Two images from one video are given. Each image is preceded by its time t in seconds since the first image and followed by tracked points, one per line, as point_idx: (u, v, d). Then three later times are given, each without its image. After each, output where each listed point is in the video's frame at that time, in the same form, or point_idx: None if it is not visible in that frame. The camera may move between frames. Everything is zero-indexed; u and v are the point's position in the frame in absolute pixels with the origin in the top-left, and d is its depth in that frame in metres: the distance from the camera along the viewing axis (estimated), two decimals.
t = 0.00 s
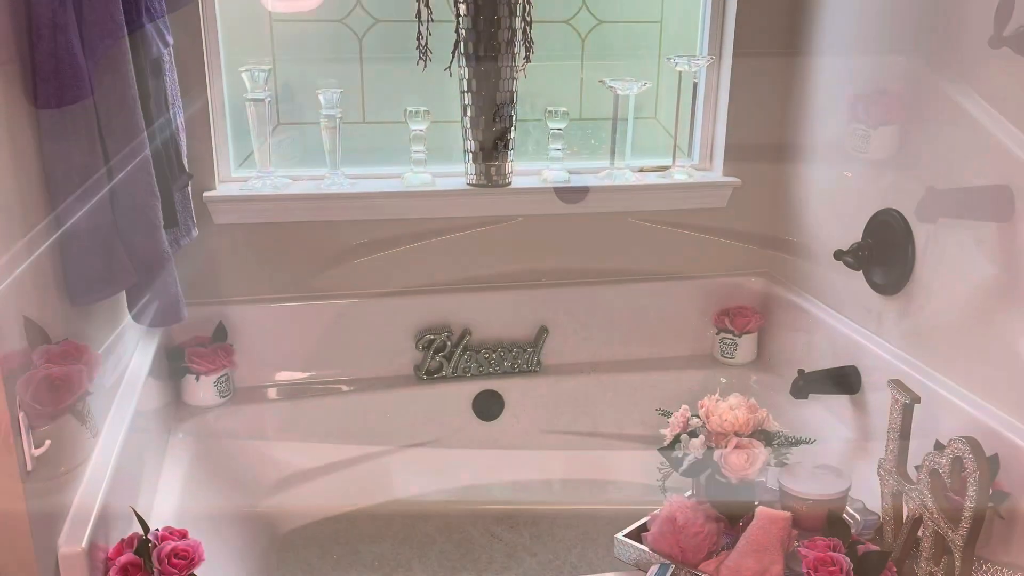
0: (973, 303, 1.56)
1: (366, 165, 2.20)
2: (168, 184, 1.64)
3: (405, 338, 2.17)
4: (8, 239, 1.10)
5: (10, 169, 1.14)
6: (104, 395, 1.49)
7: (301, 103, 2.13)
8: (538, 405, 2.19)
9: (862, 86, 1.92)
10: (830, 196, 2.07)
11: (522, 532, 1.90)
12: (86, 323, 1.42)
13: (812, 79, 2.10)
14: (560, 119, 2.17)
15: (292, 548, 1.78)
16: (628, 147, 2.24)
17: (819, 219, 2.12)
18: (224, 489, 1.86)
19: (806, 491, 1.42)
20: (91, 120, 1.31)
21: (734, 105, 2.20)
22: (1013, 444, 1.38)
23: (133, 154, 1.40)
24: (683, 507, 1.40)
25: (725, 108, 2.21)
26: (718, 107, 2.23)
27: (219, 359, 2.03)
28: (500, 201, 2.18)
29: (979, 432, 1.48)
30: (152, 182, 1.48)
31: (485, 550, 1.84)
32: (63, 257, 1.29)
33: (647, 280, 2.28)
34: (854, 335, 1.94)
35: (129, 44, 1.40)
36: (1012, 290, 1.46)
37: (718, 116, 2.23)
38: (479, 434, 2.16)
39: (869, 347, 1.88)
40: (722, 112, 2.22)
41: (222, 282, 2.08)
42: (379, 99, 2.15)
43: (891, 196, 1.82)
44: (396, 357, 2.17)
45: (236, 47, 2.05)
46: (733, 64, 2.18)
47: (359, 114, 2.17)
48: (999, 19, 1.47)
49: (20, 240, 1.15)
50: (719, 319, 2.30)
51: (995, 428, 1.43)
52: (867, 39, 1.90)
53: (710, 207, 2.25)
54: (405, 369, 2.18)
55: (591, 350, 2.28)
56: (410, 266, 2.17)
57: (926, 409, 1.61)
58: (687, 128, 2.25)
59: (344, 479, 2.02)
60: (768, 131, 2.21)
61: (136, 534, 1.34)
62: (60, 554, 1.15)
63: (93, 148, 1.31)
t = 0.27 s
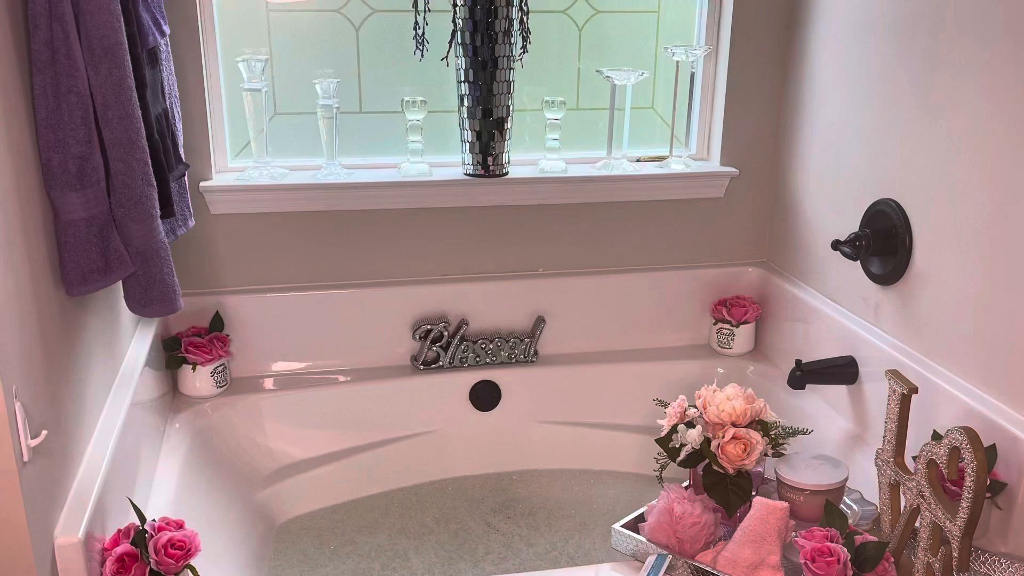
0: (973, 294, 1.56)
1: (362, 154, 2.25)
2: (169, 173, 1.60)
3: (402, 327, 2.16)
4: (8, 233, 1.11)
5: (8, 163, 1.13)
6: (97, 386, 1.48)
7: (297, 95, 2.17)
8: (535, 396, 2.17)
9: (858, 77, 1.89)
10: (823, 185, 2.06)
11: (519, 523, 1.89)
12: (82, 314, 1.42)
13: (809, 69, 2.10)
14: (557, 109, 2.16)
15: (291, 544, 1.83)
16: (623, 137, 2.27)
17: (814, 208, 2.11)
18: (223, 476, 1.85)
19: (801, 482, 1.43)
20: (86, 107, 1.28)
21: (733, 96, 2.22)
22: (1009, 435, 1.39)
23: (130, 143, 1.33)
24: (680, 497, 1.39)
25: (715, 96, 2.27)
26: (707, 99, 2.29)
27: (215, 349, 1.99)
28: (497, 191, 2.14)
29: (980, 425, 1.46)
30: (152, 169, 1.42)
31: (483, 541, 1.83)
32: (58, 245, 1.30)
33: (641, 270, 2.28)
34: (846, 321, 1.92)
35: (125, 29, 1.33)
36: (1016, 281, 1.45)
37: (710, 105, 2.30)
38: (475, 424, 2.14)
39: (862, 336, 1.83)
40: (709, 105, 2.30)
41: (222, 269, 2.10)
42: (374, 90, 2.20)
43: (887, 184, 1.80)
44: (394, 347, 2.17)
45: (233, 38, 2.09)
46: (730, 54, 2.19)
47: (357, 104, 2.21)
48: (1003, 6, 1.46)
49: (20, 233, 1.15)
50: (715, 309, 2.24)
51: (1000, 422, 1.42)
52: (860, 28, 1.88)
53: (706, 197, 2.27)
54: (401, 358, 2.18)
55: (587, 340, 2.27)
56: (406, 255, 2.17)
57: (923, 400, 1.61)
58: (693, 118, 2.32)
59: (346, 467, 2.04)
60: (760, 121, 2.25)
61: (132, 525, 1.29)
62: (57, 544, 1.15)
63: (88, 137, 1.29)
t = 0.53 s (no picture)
0: (971, 284, 1.55)
1: (358, 144, 2.24)
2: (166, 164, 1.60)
3: (399, 317, 2.15)
4: (6, 224, 1.10)
5: (6, 154, 1.13)
6: (94, 376, 1.47)
7: (294, 85, 2.16)
8: (532, 386, 2.17)
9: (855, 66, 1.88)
10: (821, 176, 2.05)
11: (516, 513, 1.89)
12: (78, 305, 1.41)
13: (807, 59, 2.09)
14: (554, 99, 2.15)
15: (288, 536, 1.83)
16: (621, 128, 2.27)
17: (812, 198, 2.10)
18: (221, 466, 1.85)
19: (799, 473, 1.43)
20: (82, 97, 1.27)
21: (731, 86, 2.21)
22: (1008, 426, 1.38)
23: (127, 133, 1.32)
24: (677, 487, 1.39)
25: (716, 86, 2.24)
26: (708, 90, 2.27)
27: (212, 339, 1.98)
28: (494, 181, 2.13)
29: (978, 416, 1.46)
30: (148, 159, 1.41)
31: (479, 532, 1.82)
32: (53, 235, 1.29)
33: (639, 261, 2.28)
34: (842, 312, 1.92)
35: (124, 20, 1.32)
36: (1015, 271, 1.45)
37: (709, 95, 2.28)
38: (472, 415, 2.14)
39: (861, 327, 1.83)
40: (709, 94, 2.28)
41: (219, 260, 2.09)
42: (370, 80, 2.19)
43: (885, 175, 1.80)
44: (392, 337, 2.16)
45: (229, 28, 2.07)
46: (727, 44, 2.18)
47: (354, 95, 2.20)
48: None
49: (14, 222, 1.14)
50: (712, 299, 2.24)
51: (998, 412, 1.42)
52: (858, 18, 1.87)
53: (704, 187, 2.27)
54: (398, 348, 2.17)
55: (584, 330, 2.26)
56: (403, 245, 2.16)
57: (920, 391, 1.61)
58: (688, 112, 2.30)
59: (343, 457, 2.03)
60: (758, 112, 2.25)
61: (128, 515, 1.28)
62: (53, 534, 1.14)
63: (85, 128, 1.28)
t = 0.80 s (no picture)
0: (968, 274, 1.55)
1: (355, 134, 2.23)
2: (162, 154, 1.58)
3: (396, 307, 2.14)
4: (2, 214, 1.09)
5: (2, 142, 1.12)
6: (90, 367, 1.47)
7: (290, 74, 2.15)
8: (529, 376, 2.16)
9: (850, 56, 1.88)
10: (819, 166, 2.04)
11: (513, 504, 1.89)
12: (74, 296, 1.40)
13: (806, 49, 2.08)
14: (551, 89, 2.14)
15: (284, 526, 1.82)
16: (618, 118, 2.26)
17: (810, 188, 2.09)
18: (218, 457, 1.84)
19: (796, 463, 1.43)
20: (78, 87, 1.26)
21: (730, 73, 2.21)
22: (1005, 416, 1.38)
23: (124, 123, 1.31)
24: (674, 478, 1.41)
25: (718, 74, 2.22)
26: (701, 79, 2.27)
27: (209, 329, 1.97)
28: (491, 171, 2.12)
29: (975, 406, 1.46)
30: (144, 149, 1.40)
31: (476, 523, 1.82)
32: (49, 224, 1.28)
33: (636, 251, 2.27)
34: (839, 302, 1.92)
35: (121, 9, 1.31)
36: (1012, 260, 1.44)
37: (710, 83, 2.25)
38: (469, 405, 2.13)
39: (858, 316, 1.83)
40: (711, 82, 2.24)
41: (216, 250, 2.09)
42: (367, 70, 2.18)
43: (883, 165, 1.79)
44: (389, 327, 2.15)
45: (225, 18, 2.06)
46: (725, 34, 2.17)
47: (350, 84, 2.19)
48: None
49: (11, 212, 1.13)
50: (710, 290, 2.23)
51: (996, 403, 1.42)
52: (857, 6, 1.86)
53: (702, 177, 2.26)
54: (395, 339, 2.16)
55: (581, 320, 2.26)
56: (400, 235, 2.15)
57: (917, 381, 1.61)
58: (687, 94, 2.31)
59: (340, 448, 2.03)
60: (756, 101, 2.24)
61: (126, 505, 1.28)
62: (50, 524, 1.14)
63: (82, 118, 1.27)
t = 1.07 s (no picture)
0: (967, 264, 1.55)
1: (352, 124, 2.22)
2: (159, 144, 1.57)
3: (393, 297, 2.14)
4: None
5: None
6: (87, 357, 1.46)
7: (287, 64, 2.14)
8: (526, 366, 2.16)
9: (920, 57, 1.64)
10: (816, 156, 2.04)
11: (510, 494, 1.89)
12: (71, 285, 1.39)
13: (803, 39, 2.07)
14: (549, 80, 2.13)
15: (281, 517, 1.82)
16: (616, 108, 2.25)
17: (807, 178, 2.09)
18: (215, 447, 1.84)
19: (794, 454, 1.43)
20: (75, 77, 1.25)
21: (799, 70, 2.08)
22: (1003, 407, 1.38)
23: (120, 113, 1.30)
24: (671, 469, 1.41)
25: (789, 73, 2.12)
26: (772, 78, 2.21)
27: (205, 320, 1.97)
28: (489, 161, 2.11)
29: (973, 396, 1.46)
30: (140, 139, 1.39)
31: (473, 513, 1.82)
32: (45, 215, 1.27)
33: (634, 241, 2.26)
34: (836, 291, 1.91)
35: None
36: (1010, 250, 1.44)
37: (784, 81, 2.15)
38: (466, 396, 2.13)
39: (856, 306, 1.82)
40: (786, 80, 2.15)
41: (212, 240, 2.08)
42: (364, 59, 2.17)
43: (880, 155, 1.79)
44: (386, 317, 2.15)
45: (221, 7, 2.05)
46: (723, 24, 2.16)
47: (347, 74, 2.17)
48: None
49: (7, 202, 1.12)
50: (707, 280, 2.23)
51: (994, 393, 1.41)
52: None
53: (699, 167, 2.26)
54: (392, 329, 2.16)
55: (579, 311, 2.26)
56: (397, 225, 2.14)
57: (915, 371, 1.61)
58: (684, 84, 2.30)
59: (336, 438, 2.02)
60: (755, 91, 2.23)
61: (122, 496, 1.27)
62: (46, 515, 1.13)
63: (78, 108, 1.26)
